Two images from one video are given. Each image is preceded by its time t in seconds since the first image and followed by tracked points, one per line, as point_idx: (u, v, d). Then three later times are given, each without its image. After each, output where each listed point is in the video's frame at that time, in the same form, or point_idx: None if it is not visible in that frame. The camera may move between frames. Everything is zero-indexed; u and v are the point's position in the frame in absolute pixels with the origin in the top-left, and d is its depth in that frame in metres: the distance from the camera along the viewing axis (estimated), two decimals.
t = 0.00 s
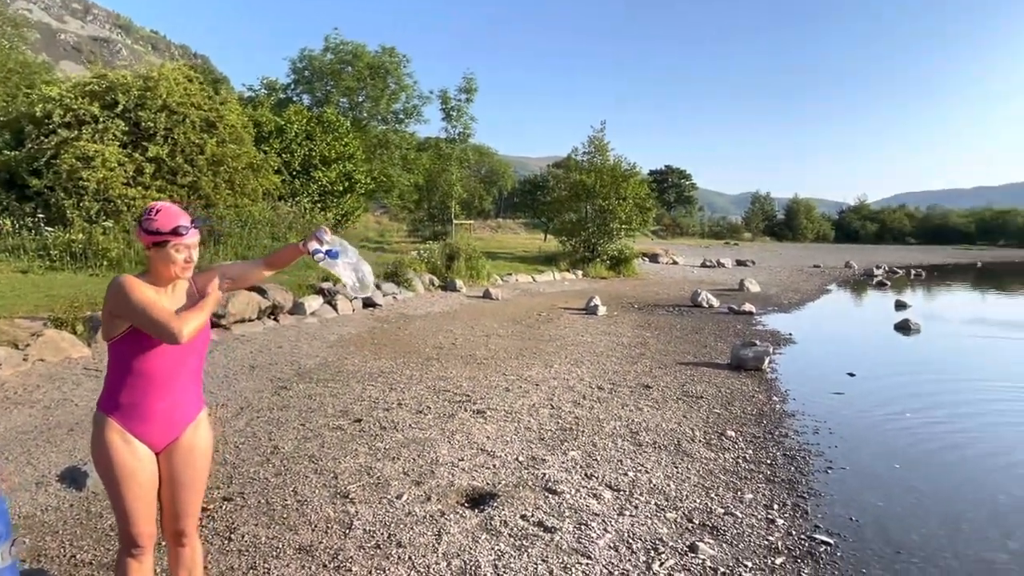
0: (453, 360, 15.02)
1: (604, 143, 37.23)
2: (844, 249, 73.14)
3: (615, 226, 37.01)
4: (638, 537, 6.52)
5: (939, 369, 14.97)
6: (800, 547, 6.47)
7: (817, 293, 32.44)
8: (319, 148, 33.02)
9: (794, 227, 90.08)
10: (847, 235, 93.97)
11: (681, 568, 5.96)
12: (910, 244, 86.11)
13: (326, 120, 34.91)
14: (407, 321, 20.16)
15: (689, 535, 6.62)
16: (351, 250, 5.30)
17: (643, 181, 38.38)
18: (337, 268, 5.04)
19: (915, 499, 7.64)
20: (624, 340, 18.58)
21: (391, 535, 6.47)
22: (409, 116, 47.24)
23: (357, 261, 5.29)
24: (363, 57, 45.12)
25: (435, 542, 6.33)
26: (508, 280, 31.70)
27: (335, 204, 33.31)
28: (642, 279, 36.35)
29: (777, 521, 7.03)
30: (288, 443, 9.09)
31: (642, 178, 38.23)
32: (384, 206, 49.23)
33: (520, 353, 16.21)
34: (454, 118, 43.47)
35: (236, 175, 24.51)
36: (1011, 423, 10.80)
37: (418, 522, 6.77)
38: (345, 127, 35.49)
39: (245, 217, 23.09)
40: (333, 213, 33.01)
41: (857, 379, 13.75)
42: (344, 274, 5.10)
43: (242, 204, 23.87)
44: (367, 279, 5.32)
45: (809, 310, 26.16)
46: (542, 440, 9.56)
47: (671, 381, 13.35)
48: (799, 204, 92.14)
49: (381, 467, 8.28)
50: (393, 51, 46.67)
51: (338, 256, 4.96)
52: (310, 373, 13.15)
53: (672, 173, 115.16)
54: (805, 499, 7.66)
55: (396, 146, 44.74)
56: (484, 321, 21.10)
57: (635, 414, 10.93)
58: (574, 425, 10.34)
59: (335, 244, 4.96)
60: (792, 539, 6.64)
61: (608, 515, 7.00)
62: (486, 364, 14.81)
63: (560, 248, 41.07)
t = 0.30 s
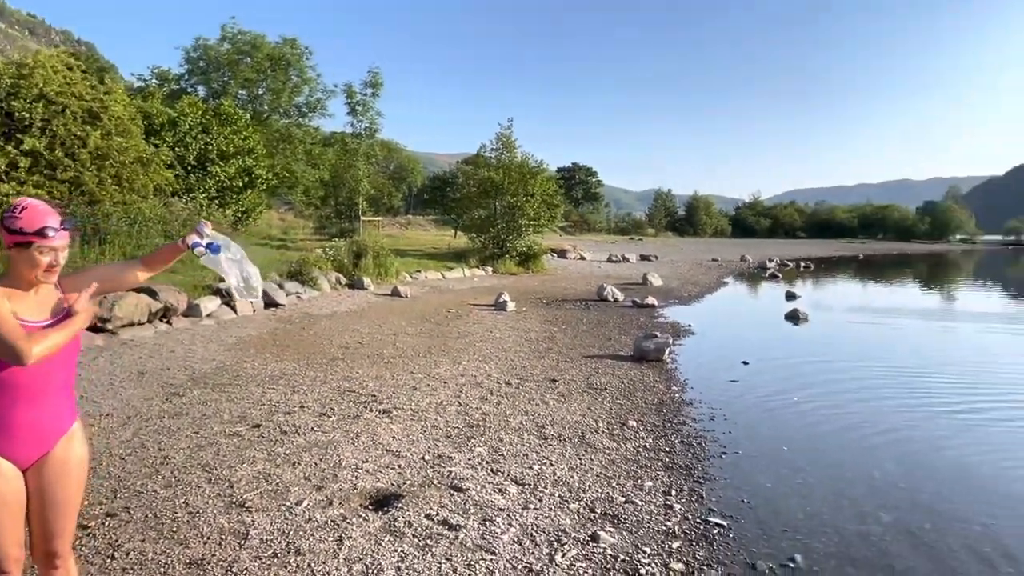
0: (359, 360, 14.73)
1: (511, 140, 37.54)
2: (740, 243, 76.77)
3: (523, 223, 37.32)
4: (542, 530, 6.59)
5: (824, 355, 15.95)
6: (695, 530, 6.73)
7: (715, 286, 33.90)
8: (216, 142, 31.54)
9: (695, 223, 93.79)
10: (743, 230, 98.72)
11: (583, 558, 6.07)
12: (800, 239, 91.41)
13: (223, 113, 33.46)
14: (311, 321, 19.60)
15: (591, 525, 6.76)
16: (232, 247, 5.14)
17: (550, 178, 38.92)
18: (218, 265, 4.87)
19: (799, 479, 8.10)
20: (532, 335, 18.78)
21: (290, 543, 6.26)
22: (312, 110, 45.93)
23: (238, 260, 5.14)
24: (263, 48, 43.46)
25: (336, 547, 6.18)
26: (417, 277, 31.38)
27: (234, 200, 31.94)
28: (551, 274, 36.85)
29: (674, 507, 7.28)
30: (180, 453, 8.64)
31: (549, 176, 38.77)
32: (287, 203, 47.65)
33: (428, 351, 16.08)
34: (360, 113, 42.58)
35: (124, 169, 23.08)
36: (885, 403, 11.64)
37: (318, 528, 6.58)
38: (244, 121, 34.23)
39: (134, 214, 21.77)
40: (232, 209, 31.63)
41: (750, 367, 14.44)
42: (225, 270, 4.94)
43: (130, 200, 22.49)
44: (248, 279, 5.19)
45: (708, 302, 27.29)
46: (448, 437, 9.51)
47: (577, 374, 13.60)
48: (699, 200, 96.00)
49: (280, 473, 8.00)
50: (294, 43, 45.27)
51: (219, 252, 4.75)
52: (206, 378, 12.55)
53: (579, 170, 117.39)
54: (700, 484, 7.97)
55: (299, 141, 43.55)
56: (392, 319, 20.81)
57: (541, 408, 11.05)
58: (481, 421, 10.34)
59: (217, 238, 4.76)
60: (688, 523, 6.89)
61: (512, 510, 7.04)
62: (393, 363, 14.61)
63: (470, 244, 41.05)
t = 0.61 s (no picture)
0: (259, 361, 14.20)
1: (418, 135, 37.25)
2: (644, 237, 79.19)
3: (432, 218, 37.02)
4: (446, 527, 6.56)
5: (720, 343, 16.68)
6: (597, 518, 6.88)
7: (620, 279, 34.84)
8: (101, 132, 29.53)
9: (602, 218, 95.99)
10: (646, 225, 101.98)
11: (486, 553, 6.08)
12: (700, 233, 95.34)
13: (109, 101, 31.35)
14: (208, 322, 18.73)
15: (495, 519, 6.78)
16: (104, 233, 4.81)
17: (458, 174, 38.82)
18: (88, 249, 4.55)
19: (695, 463, 8.42)
20: (440, 331, 18.68)
21: (179, 556, 5.95)
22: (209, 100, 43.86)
23: (113, 246, 4.83)
24: (153, 33, 41.07)
25: (230, 557, 5.92)
26: (322, 274, 30.59)
27: (122, 194, 30.05)
28: (460, 270, 36.78)
29: (577, 496, 7.42)
30: (58, 466, 8.04)
31: (458, 171, 38.67)
32: (183, 198, 45.32)
33: (333, 349, 15.70)
34: (260, 104, 41.02)
35: None
36: (775, 387, 12.28)
37: (211, 538, 6.29)
38: (133, 111, 32.19)
39: (7, 210, 20.08)
40: (121, 204, 29.75)
41: (651, 357, 14.91)
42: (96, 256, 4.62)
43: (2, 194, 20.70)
44: (122, 267, 4.86)
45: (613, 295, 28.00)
46: (352, 437, 9.31)
47: (484, 369, 13.63)
48: (605, 196, 98.37)
49: (171, 482, 7.59)
50: (187, 30, 43.12)
51: (89, 232, 4.46)
52: (89, 385, 11.75)
53: (488, 166, 117.72)
54: (602, 473, 8.16)
55: (195, 132, 41.38)
56: (296, 318, 20.18)
57: (448, 405, 11.00)
58: (386, 419, 10.18)
59: (87, 219, 4.45)
60: (590, 511, 7.04)
61: (416, 508, 6.96)
62: (295, 363, 14.18)
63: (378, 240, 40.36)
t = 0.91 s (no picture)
0: (149, 364, 13.40)
1: (321, 127, 36.21)
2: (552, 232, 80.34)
3: (336, 214, 36.06)
4: (347, 528, 6.41)
5: (624, 334, 17.12)
6: (501, 511, 6.92)
7: (528, 273, 35.19)
8: None
9: (510, 213, 96.60)
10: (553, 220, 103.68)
11: (389, 552, 5.99)
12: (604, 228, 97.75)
13: None
14: (91, 324, 17.51)
15: (398, 517, 6.70)
16: None
17: (363, 167, 38.03)
18: None
19: (597, 452, 8.63)
20: (345, 328, 18.26)
21: None
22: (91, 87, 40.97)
23: None
24: (25, 14, 37.92)
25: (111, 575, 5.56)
26: (220, 272, 29.23)
27: None
28: (367, 265, 36.09)
29: (481, 490, 7.43)
30: None
31: (362, 165, 37.87)
32: (62, 192, 42.16)
33: (230, 350, 15.03)
34: (149, 92, 38.69)
35: None
36: (674, 375, 12.73)
37: (92, 554, 5.88)
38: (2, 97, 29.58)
39: None
40: None
41: (556, 349, 15.13)
42: None
43: None
44: None
45: (520, 289, 28.22)
46: (249, 441, 8.94)
47: (390, 366, 13.42)
48: (512, 191, 99.02)
49: (46, 497, 7.04)
50: (64, 11, 40.17)
51: None
52: None
53: (395, 160, 116.05)
54: (507, 465, 8.22)
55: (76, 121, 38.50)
56: (189, 318, 19.19)
57: (352, 403, 10.77)
58: (286, 421, 9.84)
59: None
60: (494, 504, 7.08)
61: (316, 511, 6.77)
62: (189, 365, 13.48)
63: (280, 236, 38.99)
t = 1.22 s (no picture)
0: (28, 369, 12.45)
1: (220, 117, 34.59)
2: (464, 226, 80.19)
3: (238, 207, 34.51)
4: (245, 534, 6.19)
5: (534, 327, 17.28)
6: (406, 508, 6.86)
7: (439, 267, 34.98)
8: None
9: (421, 207, 95.68)
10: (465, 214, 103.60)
11: (289, 556, 5.83)
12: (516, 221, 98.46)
13: None
14: None
15: (300, 520, 6.52)
16: None
17: (266, 159, 36.61)
18: None
19: (505, 444, 8.69)
20: (248, 326, 17.57)
21: None
22: None
23: None
24: None
25: None
26: (110, 269, 27.49)
27: None
28: (272, 261, 34.85)
29: (387, 488, 7.34)
30: None
31: (266, 156, 36.47)
32: None
33: (120, 352, 14.17)
34: (26, 77, 35.84)
35: None
36: (581, 366, 12.99)
37: None
38: None
39: None
40: None
41: (466, 343, 15.12)
42: None
43: None
44: None
45: (431, 283, 28.01)
46: (139, 447, 8.46)
47: (295, 365, 13.03)
48: (423, 185, 98.09)
49: None
50: None
51: None
52: None
53: (301, 152, 112.48)
54: (414, 462, 8.15)
55: None
56: (75, 319, 17.96)
57: (252, 404, 10.38)
58: (181, 425, 9.38)
59: None
60: (400, 502, 7.00)
61: (212, 518, 6.50)
62: (74, 369, 12.62)
63: (177, 231, 37.04)
